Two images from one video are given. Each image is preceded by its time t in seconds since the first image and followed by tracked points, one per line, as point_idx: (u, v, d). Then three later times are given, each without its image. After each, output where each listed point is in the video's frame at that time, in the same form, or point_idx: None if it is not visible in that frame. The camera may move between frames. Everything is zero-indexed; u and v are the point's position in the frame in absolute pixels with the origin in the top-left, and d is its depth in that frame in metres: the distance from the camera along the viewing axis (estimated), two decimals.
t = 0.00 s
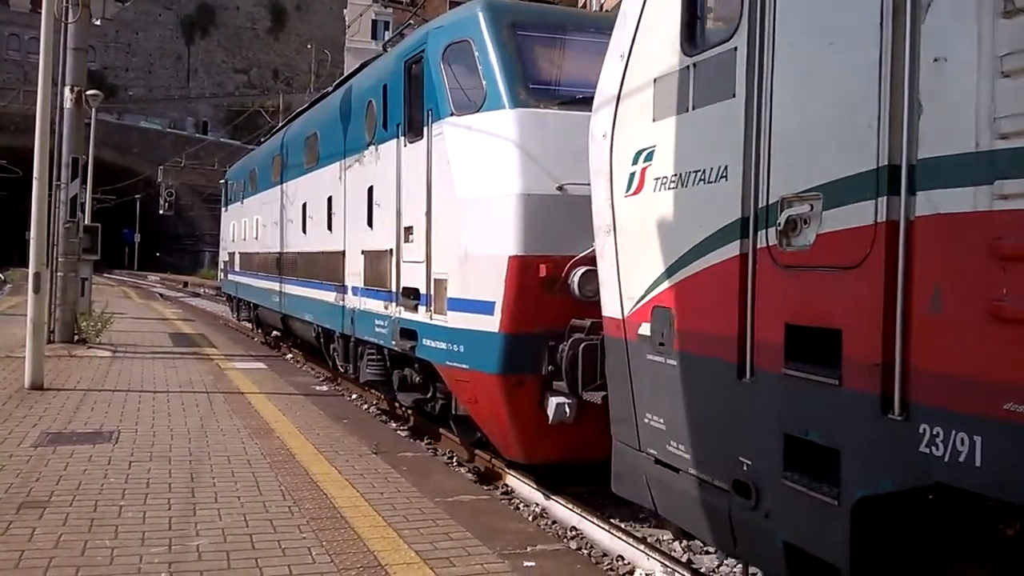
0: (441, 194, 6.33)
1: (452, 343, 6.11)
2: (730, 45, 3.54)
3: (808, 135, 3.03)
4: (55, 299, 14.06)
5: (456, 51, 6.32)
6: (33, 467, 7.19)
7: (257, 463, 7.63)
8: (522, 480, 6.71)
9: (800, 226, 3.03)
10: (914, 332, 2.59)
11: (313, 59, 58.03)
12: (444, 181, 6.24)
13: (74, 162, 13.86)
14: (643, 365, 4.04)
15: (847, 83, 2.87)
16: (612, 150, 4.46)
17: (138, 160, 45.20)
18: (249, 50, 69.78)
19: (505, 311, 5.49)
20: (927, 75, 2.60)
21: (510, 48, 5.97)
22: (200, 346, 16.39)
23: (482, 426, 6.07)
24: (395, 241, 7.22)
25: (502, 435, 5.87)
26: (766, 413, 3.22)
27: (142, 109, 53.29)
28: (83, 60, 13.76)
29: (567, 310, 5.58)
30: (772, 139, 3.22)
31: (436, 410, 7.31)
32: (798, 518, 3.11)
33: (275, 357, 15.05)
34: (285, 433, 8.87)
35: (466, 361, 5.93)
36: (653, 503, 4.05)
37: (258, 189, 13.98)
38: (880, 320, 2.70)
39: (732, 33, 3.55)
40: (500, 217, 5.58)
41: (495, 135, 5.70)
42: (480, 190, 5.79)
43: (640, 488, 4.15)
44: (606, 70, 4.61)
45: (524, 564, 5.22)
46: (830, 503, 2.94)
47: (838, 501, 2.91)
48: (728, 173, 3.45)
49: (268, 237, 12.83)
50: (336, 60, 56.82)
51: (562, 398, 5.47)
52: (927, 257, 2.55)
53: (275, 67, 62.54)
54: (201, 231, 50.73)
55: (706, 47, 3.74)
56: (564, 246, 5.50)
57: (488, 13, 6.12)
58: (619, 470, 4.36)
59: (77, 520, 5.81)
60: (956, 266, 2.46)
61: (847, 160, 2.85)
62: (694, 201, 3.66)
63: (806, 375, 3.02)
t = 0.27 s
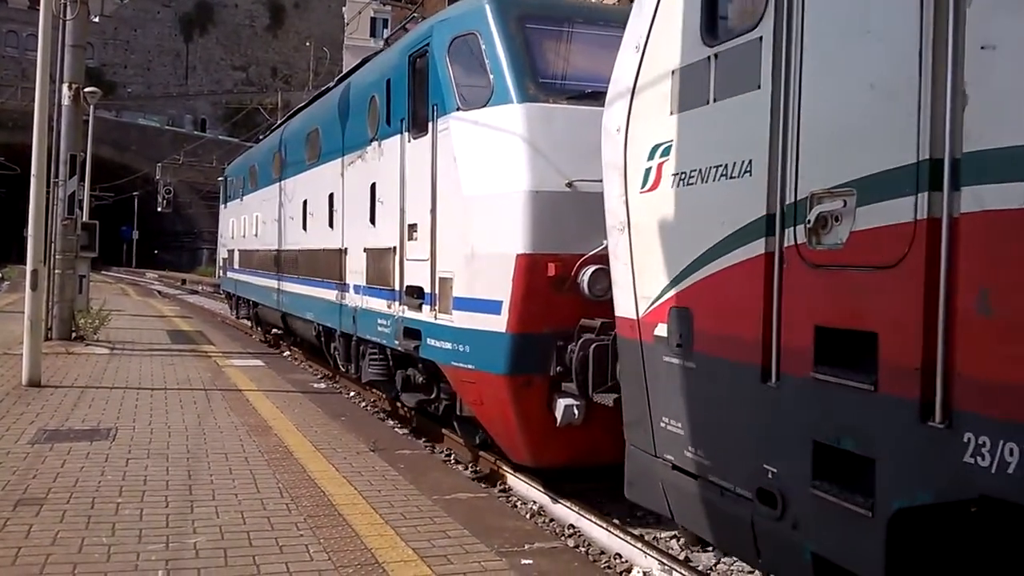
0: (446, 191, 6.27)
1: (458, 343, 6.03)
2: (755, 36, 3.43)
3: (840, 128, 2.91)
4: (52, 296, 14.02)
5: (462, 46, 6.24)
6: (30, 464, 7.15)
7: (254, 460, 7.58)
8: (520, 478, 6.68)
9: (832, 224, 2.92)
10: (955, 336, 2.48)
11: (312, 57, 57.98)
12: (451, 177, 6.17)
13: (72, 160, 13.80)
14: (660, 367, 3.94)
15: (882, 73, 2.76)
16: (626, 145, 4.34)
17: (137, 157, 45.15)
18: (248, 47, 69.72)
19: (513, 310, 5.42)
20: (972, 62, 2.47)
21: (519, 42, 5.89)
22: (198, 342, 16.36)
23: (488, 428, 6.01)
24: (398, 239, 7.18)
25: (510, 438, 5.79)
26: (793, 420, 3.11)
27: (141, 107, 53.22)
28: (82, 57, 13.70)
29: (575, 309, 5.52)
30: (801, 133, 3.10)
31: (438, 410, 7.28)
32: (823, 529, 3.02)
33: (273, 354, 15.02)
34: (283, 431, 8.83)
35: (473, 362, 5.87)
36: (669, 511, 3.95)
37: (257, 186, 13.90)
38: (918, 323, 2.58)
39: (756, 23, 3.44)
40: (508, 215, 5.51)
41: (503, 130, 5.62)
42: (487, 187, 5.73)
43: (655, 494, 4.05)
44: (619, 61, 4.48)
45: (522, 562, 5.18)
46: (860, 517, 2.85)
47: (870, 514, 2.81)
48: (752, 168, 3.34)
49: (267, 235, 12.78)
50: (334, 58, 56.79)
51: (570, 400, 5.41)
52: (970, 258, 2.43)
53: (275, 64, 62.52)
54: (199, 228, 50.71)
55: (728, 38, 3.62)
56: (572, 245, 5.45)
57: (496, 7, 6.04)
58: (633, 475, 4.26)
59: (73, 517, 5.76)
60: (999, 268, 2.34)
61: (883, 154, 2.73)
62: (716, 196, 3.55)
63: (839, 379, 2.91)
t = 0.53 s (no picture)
0: (450, 188, 6.19)
1: (463, 343, 5.92)
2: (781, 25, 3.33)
3: (875, 121, 2.83)
4: (49, 293, 13.99)
5: (467, 39, 6.15)
6: (26, 461, 7.13)
7: (251, 458, 7.57)
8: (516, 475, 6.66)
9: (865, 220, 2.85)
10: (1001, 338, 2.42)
11: (309, 54, 57.90)
12: (456, 173, 6.06)
13: (69, 157, 13.76)
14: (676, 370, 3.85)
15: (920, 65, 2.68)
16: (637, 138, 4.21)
17: (133, 154, 45.08)
18: (245, 44, 69.62)
19: (521, 309, 5.29)
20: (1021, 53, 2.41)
21: (526, 35, 5.78)
22: (194, 340, 16.35)
23: (494, 431, 5.89)
24: (401, 237, 7.15)
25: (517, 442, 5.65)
26: (823, 428, 3.05)
27: (137, 103, 53.15)
28: (79, 54, 13.63)
29: (584, 309, 5.38)
30: (832, 125, 3.02)
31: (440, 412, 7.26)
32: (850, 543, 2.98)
33: (270, 352, 15.00)
34: (280, 428, 8.82)
35: (477, 362, 5.76)
36: (687, 519, 3.86)
37: (256, 182, 13.82)
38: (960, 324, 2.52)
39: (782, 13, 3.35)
40: (513, 212, 5.40)
41: (510, 125, 5.51)
42: (491, 183, 5.62)
43: (670, 501, 3.98)
44: (634, 52, 4.34)
45: (518, 560, 5.18)
46: (895, 529, 2.79)
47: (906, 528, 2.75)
48: (778, 162, 3.24)
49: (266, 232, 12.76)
50: (331, 56, 56.71)
51: (579, 401, 5.37)
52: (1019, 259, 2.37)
53: (272, 61, 62.45)
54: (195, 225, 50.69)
55: (752, 26, 3.51)
56: (581, 243, 5.32)
57: None
58: (647, 481, 4.18)
59: (70, 515, 5.74)
60: None
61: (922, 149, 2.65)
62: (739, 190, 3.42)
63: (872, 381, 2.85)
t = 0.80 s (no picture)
0: (457, 185, 6.12)
1: (471, 346, 5.86)
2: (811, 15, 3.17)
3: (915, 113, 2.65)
4: (48, 292, 13.93)
5: (475, 35, 6.08)
6: (27, 460, 7.07)
7: (251, 457, 7.51)
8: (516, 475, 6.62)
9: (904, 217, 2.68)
10: None
11: (310, 53, 57.84)
12: (465, 171, 6.00)
13: (69, 157, 13.69)
14: (694, 374, 3.69)
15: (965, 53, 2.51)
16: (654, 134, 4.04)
17: (134, 153, 45.06)
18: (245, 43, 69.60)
19: (529, 311, 5.22)
20: None
21: (537, 31, 5.71)
22: (194, 339, 16.30)
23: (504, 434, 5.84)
24: (406, 236, 7.08)
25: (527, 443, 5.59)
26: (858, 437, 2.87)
27: (138, 102, 53.11)
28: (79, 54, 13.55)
29: (595, 311, 5.30)
30: (868, 118, 2.84)
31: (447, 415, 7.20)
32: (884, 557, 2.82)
33: (270, 351, 14.95)
34: (279, 428, 8.76)
35: (485, 365, 5.70)
36: (709, 530, 3.72)
37: (258, 180, 13.74)
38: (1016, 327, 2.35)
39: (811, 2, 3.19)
40: (526, 212, 5.30)
41: (521, 121, 5.43)
42: (501, 181, 5.55)
43: (689, 509, 3.84)
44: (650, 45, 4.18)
45: (518, 559, 5.11)
46: (937, 545, 2.61)
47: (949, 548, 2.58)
48: (809, 158, 3.06)
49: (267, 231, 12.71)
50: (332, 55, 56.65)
51: (590, 405, 5.27)
52: None
53: (272, 60, 62.43)
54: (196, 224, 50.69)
55: (779, 17, 3.36)
56: (593, 243, 5.23)
57: None
58: (663, 489, 4.03)
59: (69, 514, 5.68)
60: None
61: (968, 142, 2.48)
62: (765, 188, 3.25)
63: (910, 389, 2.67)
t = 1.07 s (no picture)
0: (462, 178, 6.07)
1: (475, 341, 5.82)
2: None
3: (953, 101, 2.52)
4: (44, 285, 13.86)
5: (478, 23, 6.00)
6: (24, 454, 7.04)
7: (247, 452, 7.46)
8: (513, 467, 6.61)
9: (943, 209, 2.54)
10: None
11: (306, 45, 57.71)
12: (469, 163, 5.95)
13: (65, 149, 13.62)
14: (712, 374, 3.57)
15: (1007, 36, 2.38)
16: (666, 124, 3.91)
17: (131, 147, 44.97)
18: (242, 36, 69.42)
19: (538, 307, 5.16)
20: None
21: (540, 16, 5.64)
22: (191, 334, 16.25)
23: (512, 434, 5.79)
24: (409, 231, 7.04)
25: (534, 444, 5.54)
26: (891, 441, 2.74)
27: (134, 95, 52.98)
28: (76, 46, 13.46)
29: (604, 307, 5.25)
30: (902, 106, 2.70)
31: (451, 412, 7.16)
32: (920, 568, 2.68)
33: (267, 346, 14.92)
34: (276, 421, 8.72)
35: (492, 362, 5.66)
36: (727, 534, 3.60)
37: (257, 172, 13.66)
38: None
39: None
40: (532, 206, 5.25)
41: (527, 113, 5.36)
42: (507, 174, 5.48)
43: (704, 512, 3.73)
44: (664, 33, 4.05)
45: (516, 553, 5.10)
46: (978, 555, 2.47)
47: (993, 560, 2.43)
48: (837, 147, 2.93)
49: (267, 223, 12.67)
50: (328, 48, 56.53)
51: (599, 403, 5.21)
52: None
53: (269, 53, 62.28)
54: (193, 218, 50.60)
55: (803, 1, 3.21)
56: (602, 237, 5.17)
57: None
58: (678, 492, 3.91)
59: (67, 508, 5.63)
60: None
61: (1010, 130, 2.34)
62: (788, 180, 3.12)
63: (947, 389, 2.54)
